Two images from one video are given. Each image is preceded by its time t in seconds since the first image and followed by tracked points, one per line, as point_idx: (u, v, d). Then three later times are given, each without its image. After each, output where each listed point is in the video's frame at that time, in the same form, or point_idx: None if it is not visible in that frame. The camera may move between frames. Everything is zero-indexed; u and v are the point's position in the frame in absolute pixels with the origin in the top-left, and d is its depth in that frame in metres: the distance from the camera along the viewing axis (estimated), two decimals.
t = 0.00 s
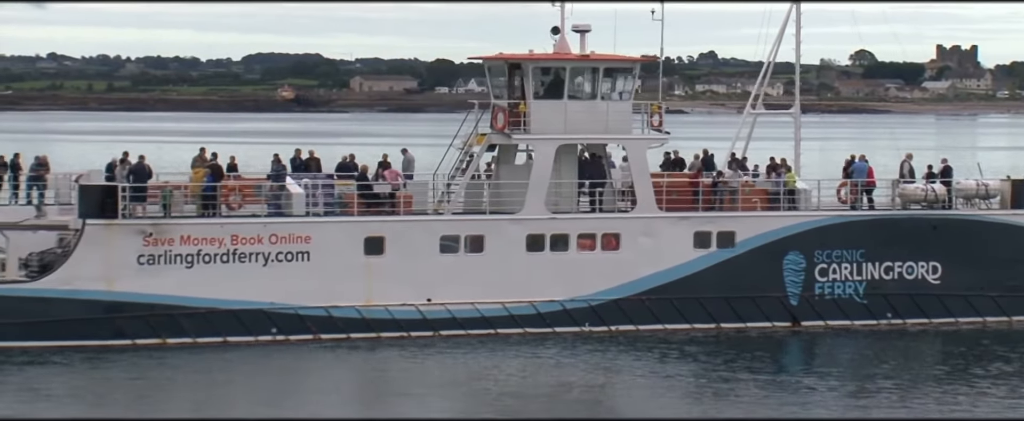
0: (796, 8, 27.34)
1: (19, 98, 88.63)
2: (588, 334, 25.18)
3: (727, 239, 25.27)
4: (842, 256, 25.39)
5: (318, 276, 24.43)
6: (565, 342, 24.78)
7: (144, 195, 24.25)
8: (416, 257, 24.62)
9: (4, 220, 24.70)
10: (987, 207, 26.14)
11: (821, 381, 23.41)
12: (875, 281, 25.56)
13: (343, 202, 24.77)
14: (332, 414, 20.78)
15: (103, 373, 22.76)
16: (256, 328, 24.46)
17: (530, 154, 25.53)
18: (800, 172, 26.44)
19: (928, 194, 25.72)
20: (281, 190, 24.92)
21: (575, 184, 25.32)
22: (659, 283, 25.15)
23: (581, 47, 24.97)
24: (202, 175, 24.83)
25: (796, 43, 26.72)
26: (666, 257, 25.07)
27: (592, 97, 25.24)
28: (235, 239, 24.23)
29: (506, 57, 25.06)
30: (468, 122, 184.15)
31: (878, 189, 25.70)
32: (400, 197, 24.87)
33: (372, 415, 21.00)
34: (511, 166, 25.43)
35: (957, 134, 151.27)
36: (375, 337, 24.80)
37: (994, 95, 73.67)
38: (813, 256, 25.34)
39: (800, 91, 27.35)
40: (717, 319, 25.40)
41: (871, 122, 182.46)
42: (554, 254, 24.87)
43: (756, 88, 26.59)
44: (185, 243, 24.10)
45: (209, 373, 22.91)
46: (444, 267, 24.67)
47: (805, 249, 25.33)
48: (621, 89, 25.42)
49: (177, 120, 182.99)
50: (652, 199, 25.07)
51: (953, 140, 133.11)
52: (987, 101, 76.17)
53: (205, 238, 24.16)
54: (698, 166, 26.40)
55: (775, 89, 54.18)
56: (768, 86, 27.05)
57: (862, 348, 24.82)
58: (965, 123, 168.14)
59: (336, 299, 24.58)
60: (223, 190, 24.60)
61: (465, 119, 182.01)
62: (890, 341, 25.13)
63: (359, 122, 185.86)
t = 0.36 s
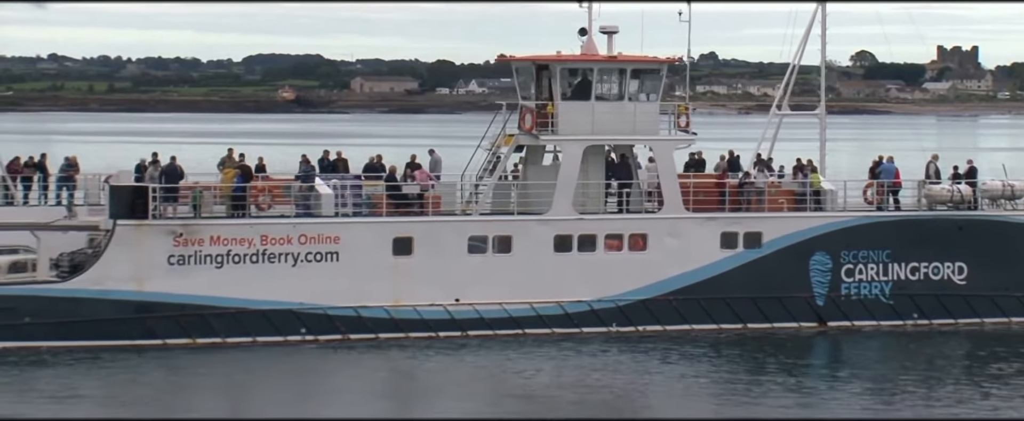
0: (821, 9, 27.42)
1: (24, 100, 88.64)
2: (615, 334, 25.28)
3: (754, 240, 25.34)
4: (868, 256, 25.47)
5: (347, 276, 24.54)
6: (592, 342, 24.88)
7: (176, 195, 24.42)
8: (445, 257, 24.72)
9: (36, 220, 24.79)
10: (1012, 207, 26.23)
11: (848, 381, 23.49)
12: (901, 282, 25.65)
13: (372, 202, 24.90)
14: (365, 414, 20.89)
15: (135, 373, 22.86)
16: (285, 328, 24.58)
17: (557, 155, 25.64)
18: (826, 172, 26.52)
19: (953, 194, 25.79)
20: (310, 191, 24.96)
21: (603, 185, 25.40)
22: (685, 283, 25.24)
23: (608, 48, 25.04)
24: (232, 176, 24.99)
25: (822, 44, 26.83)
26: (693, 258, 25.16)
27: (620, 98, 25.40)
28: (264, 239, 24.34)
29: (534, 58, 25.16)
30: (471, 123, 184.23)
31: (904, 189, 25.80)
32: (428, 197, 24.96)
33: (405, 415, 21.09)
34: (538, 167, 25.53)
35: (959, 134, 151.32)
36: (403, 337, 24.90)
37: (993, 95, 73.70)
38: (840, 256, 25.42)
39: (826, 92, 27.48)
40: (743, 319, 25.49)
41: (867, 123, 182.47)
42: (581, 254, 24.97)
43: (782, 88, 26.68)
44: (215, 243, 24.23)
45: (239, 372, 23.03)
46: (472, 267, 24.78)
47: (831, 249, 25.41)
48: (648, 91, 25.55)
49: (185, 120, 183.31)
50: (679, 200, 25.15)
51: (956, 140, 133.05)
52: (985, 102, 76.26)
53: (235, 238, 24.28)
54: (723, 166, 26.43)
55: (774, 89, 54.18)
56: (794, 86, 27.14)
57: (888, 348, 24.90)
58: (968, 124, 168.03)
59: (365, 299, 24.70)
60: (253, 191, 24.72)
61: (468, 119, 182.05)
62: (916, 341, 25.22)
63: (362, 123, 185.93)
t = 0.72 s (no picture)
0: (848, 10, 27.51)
1: (27, 101, 88.69)
2: (644, 334, 25.37)
3: (782, 240, 25.42)
4: (896, 256, 25.56)
5: (377, 276, 24.63)
6: (622, 342, 24.97)
7: (206, 194, 24.45)
8: (474, 257, 24.80)
9: (68, 220, 24.97)
10: None
11: (878, 380, 23.57)
12: (929, 281, 25.75)
13: (402, 202, 24.99)
14: (402, 413, 20.97)
15: (168, 371, 22.93)
16: (316, 327, 24.67)
17: (586, 155, 25.74)
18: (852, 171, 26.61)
19: (981, 195, 25.95)
20: (341, 190, 25.08)
21: (631, 185, 25.48)
22: (714, 283, 25.33)
23: (637, 49, 25.14)
24: (263, 176, 25.11)
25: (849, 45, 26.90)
26: (722, 258, 25.25)
27: (648, 99, 25.45)
28: (295, 239, 24.44)
29: (563, 59, 25.25)
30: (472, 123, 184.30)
31: (931, 189, 25.94)
32: (458, 198, 25.06)
33: (443, 413, 21.18)
34: (567, 167, 25.62)
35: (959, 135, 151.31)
36: (433, 336, 24.99)
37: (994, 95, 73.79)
38: (868, 256, 25.51)
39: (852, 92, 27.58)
40: (772, 319, 25.58)
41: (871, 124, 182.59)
42: (610, 255, 25.06)
43: (809, 89, 26.78)
44: (246, 243, 24.33)
45: (271, 370, 23.12)
46: (502, 267, 24.86)
47: (859, 249, 25.50)
48: (676, 91, 25.64)
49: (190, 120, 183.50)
50: (707, 200, 25.23)
51: (956, 141, 133.12)
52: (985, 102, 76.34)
53: (266, 238, 24.38)
54: (750, 167, 26.50)
55: (775, 89, 54.20)
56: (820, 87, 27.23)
57: (916, 347, 24.99)
58: (968, 124, 168.01)
59: (396, 298, 24.79)
60: (283, 191, 24.81)
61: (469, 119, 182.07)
62: (944, 340, 25.31)
63: (364, 123, 185.93)
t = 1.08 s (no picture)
0: (875, 11, 27.61)
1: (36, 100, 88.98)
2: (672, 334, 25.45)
3: (811, 240, 25.49)
4: (924, 256, 25.64)
5: (407, 276, 24.73)
6: (651, 342, 25.06)
7: (237, 195, 24.52)
8: (504, 257, 24.89)
9: (99, 221, 25.10)
10: None
11: (907, 380, 23.65)
12: (956, 282, 25.83)
13: (432, 202, 25.09)
14: (440, 412, 21.06)
15: (200, 371, 23.04)
16: (346, 327, 24.78)
17: (616, 156, 25.84)
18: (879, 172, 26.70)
19: (1008, 195, 26.07)
20: (371, 191, 25.16)
21: (660, 185, 25.58)
22: (742, 283, 25.41)
23: (666, 50, 25.21)
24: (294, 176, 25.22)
25: (877, 45, 26.99)
26: (750, 258, 25.33)
27: (677, 100, 25.53)
28: (326, 239, 24.54)
29: (592, 60, 25.36)
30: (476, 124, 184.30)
31: (958, 189, 26.01)
32: (487, 198, 25.17)
33: (480, 413, 21.27)
34: (596, 168, 25.71)
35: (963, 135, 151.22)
36: (463, 336, 25.09)
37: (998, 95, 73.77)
38: (896, 256, 25.59)
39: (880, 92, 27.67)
40: (800, 319, 25.66)
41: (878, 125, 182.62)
42: (639, 255, 25.14)
43: (836, 89, 26.87)
44: (277, 243, 24.43)
45: (303, 370, 23.23)
46: (531, 268, 24.96)
47: (887, 249, 25.58)
48: (705, 91, 25.69)
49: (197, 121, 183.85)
50: (736, 200, 25.32)
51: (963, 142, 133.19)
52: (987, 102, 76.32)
53: (297, 238, 24.48)
54: (777, 167, 26.56)
55: (776, 90, 54.13)
56: (848, 87, 27.33)
57: (944, 347, 25.06)
58: (974, 125, 168.12)
59: (426, 298, 24.88)
60: (314, 191, 24.91)
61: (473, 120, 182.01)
62: (972, 340, 25.39)
63: (368, 124, 185.91)
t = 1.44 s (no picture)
0: (903, 10, 27.70)
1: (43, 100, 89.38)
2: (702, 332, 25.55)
3: (840, 239, 25.58)
4: (953, 255, 25.74)
5: (439, 274, 24.84)
6: (681, 340, 25.17)
7: (269, 194, 24.64)
8: (535, 256, 24.99)
9: (132, 220, 25.17)
10: None
11: (938, 378, 23.74)
12: (985, 280, 25.94)
13: (463, 202, 25.18)
14: (476, 411, 21.18)
15: (234, 369, 23.17)
16: (378, 325, 24.89)
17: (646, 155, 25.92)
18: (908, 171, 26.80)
19: None
20: (403, 189, 25.26)
21: (690, 184, 25.67)
22: (772, 281, 25.51)
23: (695, 49, 25.30)
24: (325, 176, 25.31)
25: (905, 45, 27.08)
26: (780, 257, 25.42)
27: (707, 99, 25.64)
28: (358, 238, 24.65)
29: (622, 59, 25.49)
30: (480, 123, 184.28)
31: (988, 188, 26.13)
32: (518, 197, 25.23)
33: (517, 412, 21.37)
34: (626, 167, 25.80)
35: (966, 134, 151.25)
36: (494, 335, 25.19)
37: (1003, 93, 73.83)
38: (924, 255, 25.69)
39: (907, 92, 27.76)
40: (829, 317, 25.76)
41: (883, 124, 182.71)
42: (669, 254, 25.23)
43: (865, 88, 26.96)
44: (310, 242, 24.53)
45: (336, 368, 23.35)
46: (562, 266, 25.05)
47: (915, 248, 25.68)
48: (735, 91, 25.78)
49: (203, 120, 184.01)
50: (766, 200, 25.41)
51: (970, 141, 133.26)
52: (991, 100, 76.38)
53: (329, 237, 24.58)
54: (806, 166, 26.69)
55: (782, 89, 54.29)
56: (876, 87, 27.43)
57: (973, 346, 25.16)
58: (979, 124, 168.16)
59: (457, 297, 24.98)
60: (347, 191, 25.03)
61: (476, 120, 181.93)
62: (1001, 339, 25.49)
63: (372, 123, 185.89)
